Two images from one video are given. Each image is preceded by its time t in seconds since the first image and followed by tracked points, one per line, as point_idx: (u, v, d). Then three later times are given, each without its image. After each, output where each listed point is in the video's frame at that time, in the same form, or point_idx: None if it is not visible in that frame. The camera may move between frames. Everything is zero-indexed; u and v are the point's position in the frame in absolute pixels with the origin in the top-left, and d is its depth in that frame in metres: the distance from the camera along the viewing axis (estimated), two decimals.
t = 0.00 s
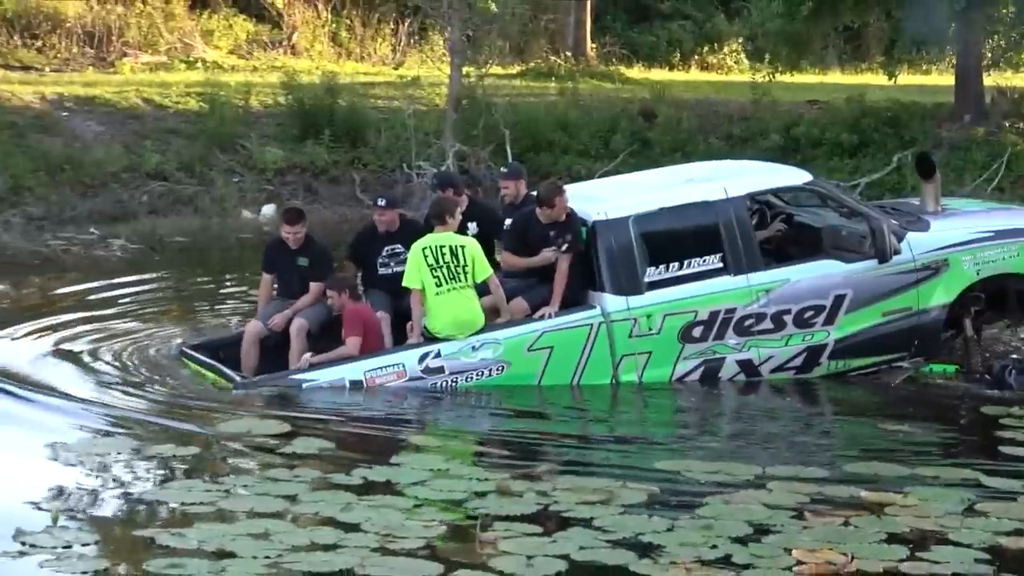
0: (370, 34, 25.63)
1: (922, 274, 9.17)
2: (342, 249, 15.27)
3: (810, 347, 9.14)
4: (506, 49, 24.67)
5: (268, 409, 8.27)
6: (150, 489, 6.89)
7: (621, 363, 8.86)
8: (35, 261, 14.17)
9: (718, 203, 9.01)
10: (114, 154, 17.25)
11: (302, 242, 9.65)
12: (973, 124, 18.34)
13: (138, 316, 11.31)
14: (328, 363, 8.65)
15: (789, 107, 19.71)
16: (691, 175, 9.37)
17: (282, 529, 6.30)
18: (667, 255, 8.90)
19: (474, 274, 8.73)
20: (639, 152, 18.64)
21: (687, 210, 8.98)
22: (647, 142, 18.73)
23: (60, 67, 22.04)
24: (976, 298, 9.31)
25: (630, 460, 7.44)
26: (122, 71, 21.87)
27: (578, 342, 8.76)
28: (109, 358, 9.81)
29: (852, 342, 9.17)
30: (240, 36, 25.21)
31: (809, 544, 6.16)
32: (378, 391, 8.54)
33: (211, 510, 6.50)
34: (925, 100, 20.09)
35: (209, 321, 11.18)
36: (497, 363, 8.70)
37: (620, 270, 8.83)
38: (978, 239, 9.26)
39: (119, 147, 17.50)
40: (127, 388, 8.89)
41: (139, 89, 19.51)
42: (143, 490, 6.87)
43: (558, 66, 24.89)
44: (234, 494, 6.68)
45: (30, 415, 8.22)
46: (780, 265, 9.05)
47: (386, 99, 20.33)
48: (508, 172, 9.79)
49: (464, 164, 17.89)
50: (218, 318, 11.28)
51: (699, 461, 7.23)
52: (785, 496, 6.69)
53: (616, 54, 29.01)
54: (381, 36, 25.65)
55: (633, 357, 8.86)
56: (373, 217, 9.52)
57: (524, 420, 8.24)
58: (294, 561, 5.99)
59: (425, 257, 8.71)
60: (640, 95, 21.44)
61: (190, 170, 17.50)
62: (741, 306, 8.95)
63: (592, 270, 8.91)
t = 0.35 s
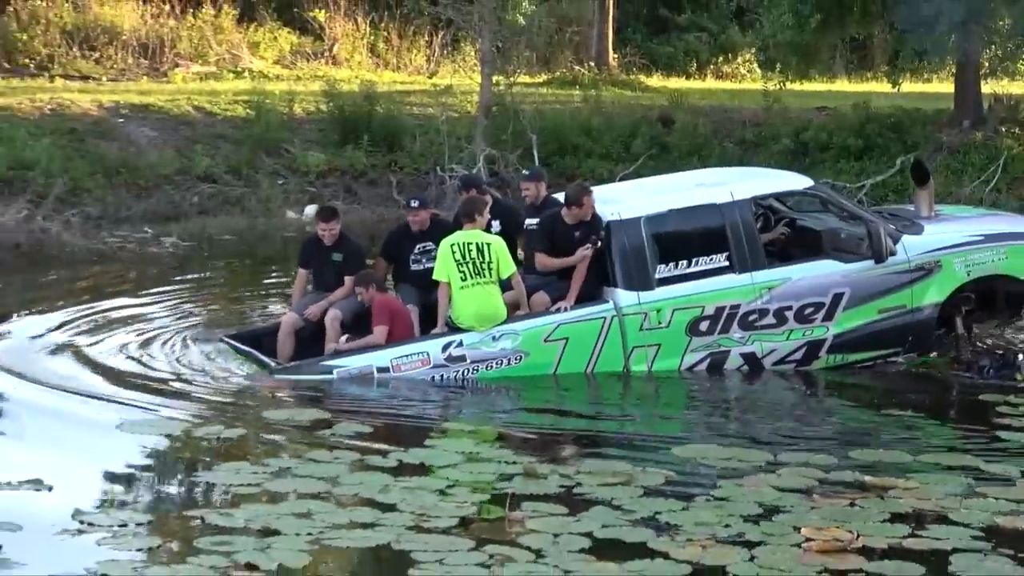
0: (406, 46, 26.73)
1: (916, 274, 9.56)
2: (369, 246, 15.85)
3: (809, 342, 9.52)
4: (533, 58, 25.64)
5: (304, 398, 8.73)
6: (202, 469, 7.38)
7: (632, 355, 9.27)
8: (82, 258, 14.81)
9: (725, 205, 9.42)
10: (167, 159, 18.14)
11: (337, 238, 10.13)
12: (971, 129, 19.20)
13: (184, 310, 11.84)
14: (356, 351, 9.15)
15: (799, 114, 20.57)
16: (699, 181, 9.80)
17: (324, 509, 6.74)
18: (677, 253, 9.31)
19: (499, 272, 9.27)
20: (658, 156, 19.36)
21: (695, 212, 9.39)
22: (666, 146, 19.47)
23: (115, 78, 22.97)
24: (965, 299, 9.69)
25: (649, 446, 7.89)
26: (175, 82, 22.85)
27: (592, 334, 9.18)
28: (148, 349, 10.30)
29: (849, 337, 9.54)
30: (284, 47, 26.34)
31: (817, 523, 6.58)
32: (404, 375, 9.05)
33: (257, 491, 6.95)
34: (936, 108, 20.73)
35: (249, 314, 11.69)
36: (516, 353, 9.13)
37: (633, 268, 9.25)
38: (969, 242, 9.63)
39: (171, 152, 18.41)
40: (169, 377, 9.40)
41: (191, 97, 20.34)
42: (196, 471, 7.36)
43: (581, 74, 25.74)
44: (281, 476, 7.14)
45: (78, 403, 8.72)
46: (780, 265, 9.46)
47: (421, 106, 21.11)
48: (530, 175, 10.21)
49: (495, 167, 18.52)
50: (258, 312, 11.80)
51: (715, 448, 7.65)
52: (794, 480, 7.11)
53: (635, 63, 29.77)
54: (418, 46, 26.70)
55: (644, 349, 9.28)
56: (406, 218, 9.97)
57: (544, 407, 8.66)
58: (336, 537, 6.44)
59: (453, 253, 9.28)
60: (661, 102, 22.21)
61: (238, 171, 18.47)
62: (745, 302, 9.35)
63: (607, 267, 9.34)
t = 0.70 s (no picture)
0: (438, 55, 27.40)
1: (902, 274, 9.96)
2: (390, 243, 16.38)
3: (801, 337, 9.93)
4: (555, 66, 26.69)
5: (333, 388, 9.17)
6: (244, 452, 7.85)
7: (633, 347, 9.71)
8: (122, 257, 15.39)
9: (722, 207, 9.82)
10: (212, 159, 18.63)
11: (364, 233, 10.62)
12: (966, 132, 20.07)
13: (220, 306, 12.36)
14: (374, 339, 9.63)
15: (804, 119, 21.24)
16: (699, 184, 10.23)
17: (357, 490, 7.19)
18: (677, 251, 9.72)
19: (511, 266, 9.67)
20: (672, 159, 19.81)
21: (694, 213, 9.80)
22: (679, 149, 19.93)
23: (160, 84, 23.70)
24: (949, 299, 10.14)
25: (662, 430, 8.33)
26: (218, 88, 23.66)
27: (595, 326, 9.62)
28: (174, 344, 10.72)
29: (839, 332, 9.97)
30: (322, 56, 27.19)
31: (821, 505, 7.01)
32: (418, 364, 9.51)
33: (295, 472, 7.41)
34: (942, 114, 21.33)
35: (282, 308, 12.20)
36: (524, 343, 9.58)
37: (634, 266, 9.66)
38: (953, 246, 10.06)
39: (216, 154, 18.90)
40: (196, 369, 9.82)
41: (234, 104, 21.09)
42: (238, 454, 7.83)
43: (601, 81, 26.46)
44: (319, 458, 7.61)
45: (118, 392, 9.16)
46: (774, 263, 9.87)
47: (448, 111, 21.77)
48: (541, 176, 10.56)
49: (518, 169, 19.07)
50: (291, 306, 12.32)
51: (727, 432, 8.07)
52: (799, 464, 7.52)
53: (651, 73, 30.80)
54: (446, 55, 27.51)
55: (643, 341, 9.71)
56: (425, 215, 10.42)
57: (556, 395, 9.08)
58: (368, 516, 6.88)
59: (468, 248, 9.70)
60: (678, 106, 22.87)
61: (279, 174, 18.92)
62: (740, 298, 9.76)
63: (610, 265, 9.77)
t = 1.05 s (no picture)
0: (449, 64, 30.25)
1: (870, 276, 10.40)
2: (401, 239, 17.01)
3: (774, 334, 10.40)
4: (560, 76, 28.25)
5: (348, 379, 9.62)
6: (270, 439, 8.35)
7: (616, 341, 10.13)
8: (150, 256, 16.01)
9: (700, 211, 10.21)
10: (241, 165, 19.53)
11: (366, 231, 11.12)
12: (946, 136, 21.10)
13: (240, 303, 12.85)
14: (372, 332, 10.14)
15: (794, 125, 22.28)
16: (679, 189, 10.60)
17: (376, 473, 7.67)
18: (657, 251, 10.12)
19: (501, 264, 10.25)
20: (670, 162, 20.60)
21: (674, 217, 10.19)
22: (677, 153, 20.73)
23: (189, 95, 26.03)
24: (915, 299, 10.56)
25: (665, 417, 8.79)
26: (246, 99, 25.54)
27: (580, 322, 10.05)
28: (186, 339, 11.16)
29: (810, 331, 10.44)
30: (341, 67, 30.06)
31: (811, 488, 7.45)
32: (413, 355, 10.00)
33: (319, 457, 7.91)
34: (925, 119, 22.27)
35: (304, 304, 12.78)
36: (513, 337, 10.04)
37: (618, 266, 10.05)
38: (919, 249, 10.49)
39: (243, 160, 19.87)
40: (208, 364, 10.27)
41: (260, 113, 22.30)
42: (265, 441, 8.33)
43: (604, 89, 27.79)
44: (339, 445, 8.10)
45: (150, 387, 9.62)
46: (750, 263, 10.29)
47: (459, 119, 22.63)
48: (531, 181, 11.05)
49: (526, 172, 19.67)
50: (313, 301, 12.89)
51: (724, 418, 8.56)
52: (791, 448, 7.99)
53: (651, 81, 33.24)
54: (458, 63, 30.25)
55: (626, 336, 10.14)
56: (424, 213, 10.94)
57: (554, 386, 9.52)
58: (387, 498, 7.35)
59: (461, 246, 10.24)
60: (676, 113, 23.95)
61: (304, 177, 19.83)
62: (717, 297, 10.18)
63: (595, 264, 10.16)
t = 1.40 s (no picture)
0: (451, 75, 31.21)
1: (833, 278, 10.86)
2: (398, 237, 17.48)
3: (743, 331, 10.87)
4: (556, 85, 28.99)
5: (357, 369, 10.12)
6: (285, 428, 8.85)
7: (593, 337, 10.63)
8: (170, 253, 16.58)
9: (673, 215, 10.69)
10: (255, 169, 20.12)
11: (356, 231, 11.72)
12: (919, 141, 21.77)
13: (247, 300, 13.32)
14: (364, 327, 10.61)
15: (775, 131, 23.02)
16: (654, 194, 11.07)
17: (384, 459, 8.15)
18: (633, 253, 10.60)
19: (484, 264, 10.60)
20: (660, 166, 21.12)
21: (649, 220, 10.67)
22: (666, 157, 21.29)
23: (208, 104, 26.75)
24: (876, 299, 11.01)
25: (658, 405, 9.28)
26: (262, 108, 26.36)
27: (560, 319, 10.55)
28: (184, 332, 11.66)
29: (778, 328, 10.92)
30: (351, 78, 30.83)
31: (793, 471, 7.92)
32: (400, 350, 10.50)
33: (331, 445, 8.40)
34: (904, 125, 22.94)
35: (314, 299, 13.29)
36: (495, 333, 10.55)
37: (596, 266, 10.53)
38: (880, 252, 10.93)
39: (259, 164, 20.44)
40: (211, 354, 10.78)
41: (275, 121, 23.24)
42: (280, 429, 8.83)
43: (597, 98, 28.56)
44: (349, 434, 8.60)
45: (165, 379, 10.04)
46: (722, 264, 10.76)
47: (462, 126, 23.27)
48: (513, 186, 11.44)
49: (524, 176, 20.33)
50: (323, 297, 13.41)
51: (712, 407, 9.05)
52: (775, 434, 8.47)
53: (641, 90, 34.04)
54: (460, 76, 31.15)
55: (603, 333, 10.63)
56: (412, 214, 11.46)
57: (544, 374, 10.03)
58: (394, 482, 7.83)
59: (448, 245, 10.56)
60: (665, 120, 24.67)
61: (315, 180, 20.40)
62: (689, 296, 10.67)
63: (574, 264, 10.62)
